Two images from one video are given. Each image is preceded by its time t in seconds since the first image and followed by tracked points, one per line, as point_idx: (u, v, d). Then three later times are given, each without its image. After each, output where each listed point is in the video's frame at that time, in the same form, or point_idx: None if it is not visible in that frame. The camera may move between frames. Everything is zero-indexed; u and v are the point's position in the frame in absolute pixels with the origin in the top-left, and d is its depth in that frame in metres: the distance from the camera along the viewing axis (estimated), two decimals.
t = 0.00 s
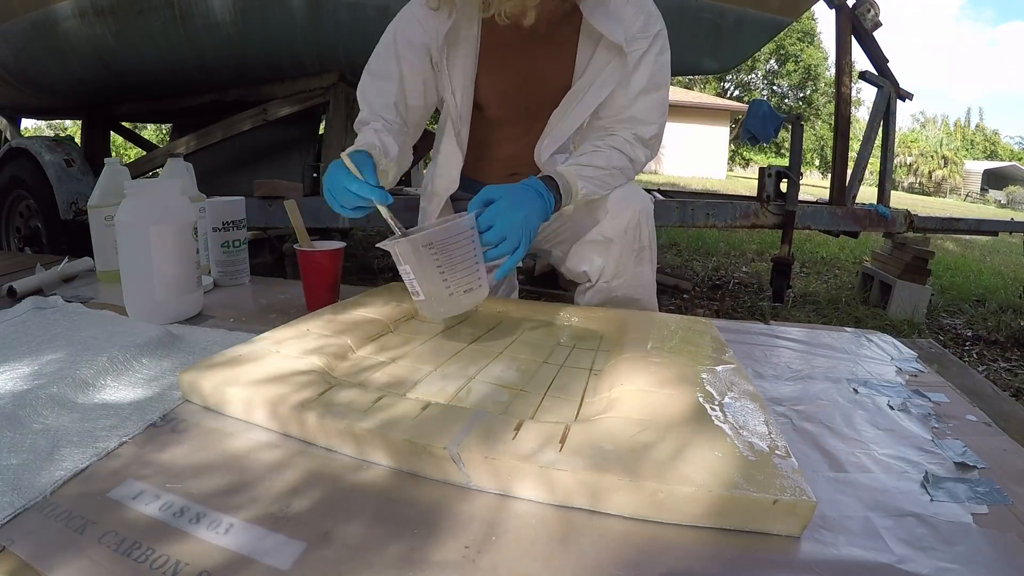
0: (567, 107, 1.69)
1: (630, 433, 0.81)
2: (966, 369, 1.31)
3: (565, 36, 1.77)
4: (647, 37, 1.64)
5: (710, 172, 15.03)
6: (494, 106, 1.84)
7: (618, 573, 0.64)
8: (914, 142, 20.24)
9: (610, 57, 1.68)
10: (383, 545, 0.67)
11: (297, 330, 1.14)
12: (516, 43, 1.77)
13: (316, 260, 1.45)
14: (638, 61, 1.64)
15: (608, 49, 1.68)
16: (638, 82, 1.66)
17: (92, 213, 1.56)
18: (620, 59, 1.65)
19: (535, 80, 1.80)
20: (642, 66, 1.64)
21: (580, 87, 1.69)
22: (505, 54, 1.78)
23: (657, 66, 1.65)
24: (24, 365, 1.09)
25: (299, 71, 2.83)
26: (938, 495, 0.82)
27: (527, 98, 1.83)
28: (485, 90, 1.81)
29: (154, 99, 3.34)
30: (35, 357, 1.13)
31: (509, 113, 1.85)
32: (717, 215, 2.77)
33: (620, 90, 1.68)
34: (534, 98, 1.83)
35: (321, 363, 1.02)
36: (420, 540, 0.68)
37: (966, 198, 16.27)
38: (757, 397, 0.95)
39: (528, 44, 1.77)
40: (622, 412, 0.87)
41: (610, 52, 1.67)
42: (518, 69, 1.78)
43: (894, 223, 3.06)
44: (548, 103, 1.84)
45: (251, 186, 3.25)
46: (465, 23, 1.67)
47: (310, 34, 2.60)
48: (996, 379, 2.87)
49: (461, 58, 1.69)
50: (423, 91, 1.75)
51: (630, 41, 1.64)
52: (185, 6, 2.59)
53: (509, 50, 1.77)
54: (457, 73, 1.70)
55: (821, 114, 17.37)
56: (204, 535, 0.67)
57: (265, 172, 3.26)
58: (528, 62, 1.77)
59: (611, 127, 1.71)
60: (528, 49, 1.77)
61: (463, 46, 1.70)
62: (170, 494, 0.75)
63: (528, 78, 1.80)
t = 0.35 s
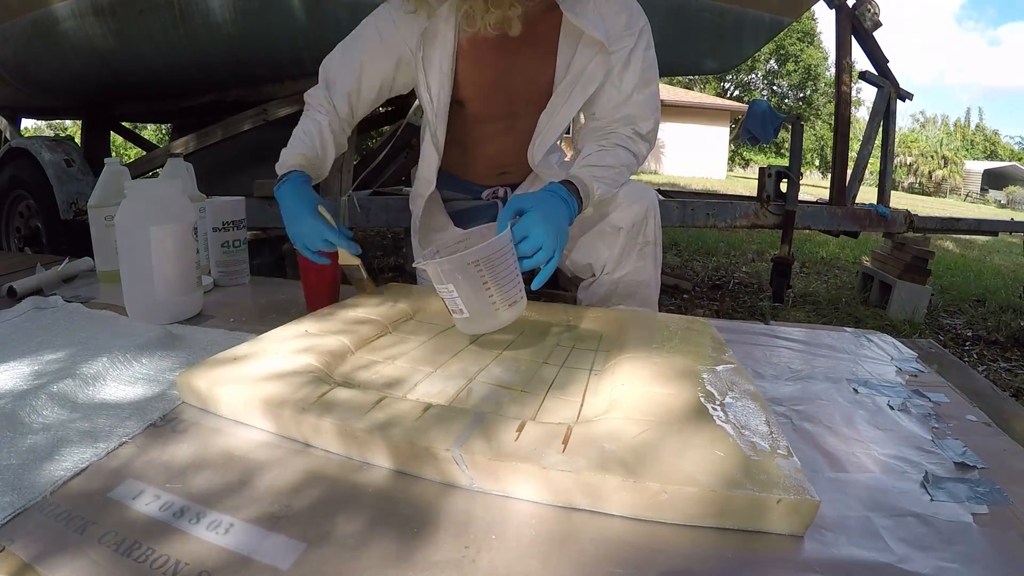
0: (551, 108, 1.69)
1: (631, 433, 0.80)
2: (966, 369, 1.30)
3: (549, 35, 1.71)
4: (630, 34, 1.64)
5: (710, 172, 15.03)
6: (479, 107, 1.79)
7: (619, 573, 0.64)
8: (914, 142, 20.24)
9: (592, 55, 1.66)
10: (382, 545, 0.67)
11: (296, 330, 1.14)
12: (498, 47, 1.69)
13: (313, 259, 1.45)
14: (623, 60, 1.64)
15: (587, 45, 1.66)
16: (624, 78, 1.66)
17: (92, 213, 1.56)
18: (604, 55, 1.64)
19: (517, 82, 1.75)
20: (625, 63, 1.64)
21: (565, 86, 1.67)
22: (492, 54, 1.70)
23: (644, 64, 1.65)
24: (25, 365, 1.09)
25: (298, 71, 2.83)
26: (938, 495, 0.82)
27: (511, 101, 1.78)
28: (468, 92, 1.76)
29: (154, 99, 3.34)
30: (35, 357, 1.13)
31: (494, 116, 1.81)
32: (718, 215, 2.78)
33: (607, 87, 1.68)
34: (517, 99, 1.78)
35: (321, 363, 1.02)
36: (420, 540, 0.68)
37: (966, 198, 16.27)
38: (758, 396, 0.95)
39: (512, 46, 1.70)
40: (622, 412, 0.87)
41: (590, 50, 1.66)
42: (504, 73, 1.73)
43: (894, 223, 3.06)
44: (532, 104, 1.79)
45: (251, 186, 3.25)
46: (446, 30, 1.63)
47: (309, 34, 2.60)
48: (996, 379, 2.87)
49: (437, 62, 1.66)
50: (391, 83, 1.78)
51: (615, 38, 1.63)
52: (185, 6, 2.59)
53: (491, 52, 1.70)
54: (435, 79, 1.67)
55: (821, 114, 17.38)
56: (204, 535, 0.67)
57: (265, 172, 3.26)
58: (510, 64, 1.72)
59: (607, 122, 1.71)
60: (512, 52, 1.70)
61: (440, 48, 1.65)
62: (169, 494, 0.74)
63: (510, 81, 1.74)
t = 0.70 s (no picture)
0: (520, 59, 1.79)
1: (631, 433, 0.80)
2: (966, 369, 1.30)
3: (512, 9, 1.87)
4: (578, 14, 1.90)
5: (710, 172, 15.03)
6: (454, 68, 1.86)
7: (619, 572, 0.64)
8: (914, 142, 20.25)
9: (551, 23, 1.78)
10: (384, 546, 0.67)
11: (296, 330, 1.14)
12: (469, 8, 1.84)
13: (316, 259, 1.44)
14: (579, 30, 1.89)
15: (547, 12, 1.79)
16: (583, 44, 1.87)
17: (92, 213, 1.55)
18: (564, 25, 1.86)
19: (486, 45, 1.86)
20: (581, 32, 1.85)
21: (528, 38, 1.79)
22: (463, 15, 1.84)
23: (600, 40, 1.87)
24: (25, 365, 1.09)
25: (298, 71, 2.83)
26: (938, 495, 0.82)
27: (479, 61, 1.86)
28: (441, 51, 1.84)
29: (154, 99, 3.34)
30: (36, 357, 1.12)
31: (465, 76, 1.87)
32: (717, 215, 2.78)
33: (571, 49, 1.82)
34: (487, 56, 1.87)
35: (323, 364, 1.02)
36: (421, 540, 0.68)
37: (966, 198, 16.28)
38: (758, 396, 0.95)
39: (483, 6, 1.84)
40: (624, 413, 0.87)
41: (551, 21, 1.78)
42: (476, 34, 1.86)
43: (895, 223, 3.05)
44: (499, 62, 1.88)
45: (251, 185, 3.25)
46: None
47: (310, 33, 2.60)
48: (996, 379, 2.87)
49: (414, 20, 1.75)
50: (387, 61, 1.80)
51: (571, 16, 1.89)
52: (185, 6, 2.59)
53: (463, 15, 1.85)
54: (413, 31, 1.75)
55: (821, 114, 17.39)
56: (204, 535, 0.68)
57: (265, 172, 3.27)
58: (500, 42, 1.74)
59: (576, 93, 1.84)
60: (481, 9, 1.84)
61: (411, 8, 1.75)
62: (170, 494, 0.74)
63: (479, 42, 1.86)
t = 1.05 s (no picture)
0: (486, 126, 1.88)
1: (631, 433, 0.80)
2: (966, 369, 1.30)
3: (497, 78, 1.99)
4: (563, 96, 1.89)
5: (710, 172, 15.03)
6: (441, 131, 2.04)
7: (619, 572, 0.64)
8: (914, 142, 20.25)
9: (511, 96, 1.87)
10: (384, 546, 0.67)
11: (296, 330, 1.14)
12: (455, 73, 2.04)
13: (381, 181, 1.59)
14: (554, 117, 1.89)
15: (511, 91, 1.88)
16: (548, 131, 1.89)
17: (92, 213, 1.55)
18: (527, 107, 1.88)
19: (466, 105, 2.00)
20: (554, 117, 1.89)
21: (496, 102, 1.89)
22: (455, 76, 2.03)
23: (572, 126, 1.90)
24: (25, 365, 1.09)
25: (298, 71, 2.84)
26: (938, 496, 0.82)
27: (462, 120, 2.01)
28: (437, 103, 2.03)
29: (154, 99, 3.34)
30: (36, 357, 1.13)
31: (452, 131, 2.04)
32: (717, 215, 2.78)
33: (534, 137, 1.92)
34: (468, 114, 2.00)
35: (323, 364, 1.02)
36: (422, 540, 0.68)
37: (966, 198, 16.27)
38: (758, 396, 0.95)
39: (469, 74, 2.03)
40: (624, 413, 0.87)
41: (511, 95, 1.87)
42: (462, 93, 2.01)
43: (895, 223, 3.05)
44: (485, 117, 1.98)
45: (251, 185, 3.25)
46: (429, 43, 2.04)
47: (310, 33, 2.60)
48: (996, 379, 2.87)
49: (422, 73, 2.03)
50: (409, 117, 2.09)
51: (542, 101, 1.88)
52: (185, 6, 2.59)
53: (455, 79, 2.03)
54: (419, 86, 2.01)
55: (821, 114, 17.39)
56: (203, 534, 0.68)
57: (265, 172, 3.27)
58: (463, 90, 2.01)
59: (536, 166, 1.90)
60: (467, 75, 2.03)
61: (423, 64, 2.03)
62: (169, 494, 0.74)
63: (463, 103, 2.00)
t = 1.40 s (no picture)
0: (564, 182, 1.73)
1: (632, 434, 0.80)
2: (965, 369, 1.30)
3: (579, 120, 1.68)
4: (650, 152, 1.77)
5: (710, 172, 15.03)
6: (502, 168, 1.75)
7: (618, 572, 0.64)
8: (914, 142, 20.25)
9: (598, 161, 1.71)
10: (384, 545, 0.67)
11: (297, 330, 1.14)
12: (527, 112, 1.63)
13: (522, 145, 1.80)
14: (642, 175, 1.78)
15: (598, 154, 1.70)
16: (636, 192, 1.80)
17: (92, 212, 1.55)
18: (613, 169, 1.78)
19: (536, 151, 1.72)
20: (642, 176, 1.79)
21: (583, 159, 1.71)
22: (530, 117, 1.64)
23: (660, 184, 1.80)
24: (25, 365, 1.09)
25: (298, 71, 2.84)
26: (938, 495, 0.82)
27: (524, 165, 1.76)
28: (499, 145, 1.68)
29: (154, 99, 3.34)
30: (37, 357, 1.13)
31: (516, 171, 1.77)
32: (717, 215, 2.78)
33: (615, 190, 1.83)
34: (537, 158, 1.75)
35: (323, 364, 1.02)
36: (422, 540, 0.68)
37: (966, 198, 16.28)
38: (758, 396, 0.95)
39: (542, 118, 1.65)
40: (624, 413, 0.87)
41: (598, 158, 1.71)
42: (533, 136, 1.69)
43: (895, 223, 3.05)
44: (553, 163, 1.76)
45: (251, 185, 3.25)
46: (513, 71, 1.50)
47: (309, 33, 2.60)
48: (996, 379, 2.87)
49: (486, 106, 1.56)
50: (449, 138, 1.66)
51: (632, 159, 1.77)
52: (185, 6, 2.59)
53: (521, 114, 1.64)
54: (480, 119, 1.58)
55: (822, 114, 17.40)
56: (203, 534, 0.68)
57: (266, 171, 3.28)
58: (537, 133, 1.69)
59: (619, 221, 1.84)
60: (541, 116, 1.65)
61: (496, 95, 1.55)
62: (169, 494, 0.74)
63: (531, 149, 1.71)
